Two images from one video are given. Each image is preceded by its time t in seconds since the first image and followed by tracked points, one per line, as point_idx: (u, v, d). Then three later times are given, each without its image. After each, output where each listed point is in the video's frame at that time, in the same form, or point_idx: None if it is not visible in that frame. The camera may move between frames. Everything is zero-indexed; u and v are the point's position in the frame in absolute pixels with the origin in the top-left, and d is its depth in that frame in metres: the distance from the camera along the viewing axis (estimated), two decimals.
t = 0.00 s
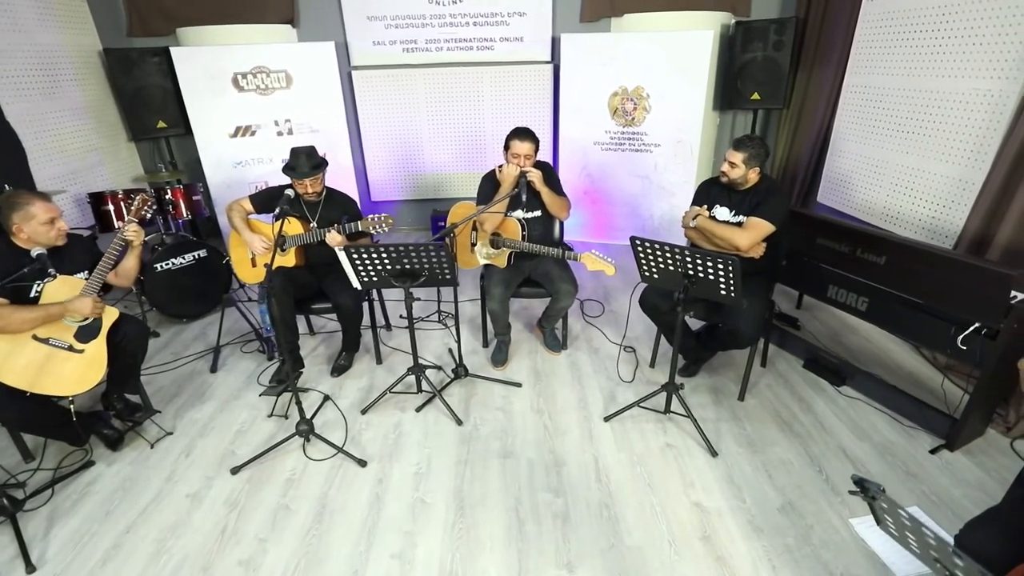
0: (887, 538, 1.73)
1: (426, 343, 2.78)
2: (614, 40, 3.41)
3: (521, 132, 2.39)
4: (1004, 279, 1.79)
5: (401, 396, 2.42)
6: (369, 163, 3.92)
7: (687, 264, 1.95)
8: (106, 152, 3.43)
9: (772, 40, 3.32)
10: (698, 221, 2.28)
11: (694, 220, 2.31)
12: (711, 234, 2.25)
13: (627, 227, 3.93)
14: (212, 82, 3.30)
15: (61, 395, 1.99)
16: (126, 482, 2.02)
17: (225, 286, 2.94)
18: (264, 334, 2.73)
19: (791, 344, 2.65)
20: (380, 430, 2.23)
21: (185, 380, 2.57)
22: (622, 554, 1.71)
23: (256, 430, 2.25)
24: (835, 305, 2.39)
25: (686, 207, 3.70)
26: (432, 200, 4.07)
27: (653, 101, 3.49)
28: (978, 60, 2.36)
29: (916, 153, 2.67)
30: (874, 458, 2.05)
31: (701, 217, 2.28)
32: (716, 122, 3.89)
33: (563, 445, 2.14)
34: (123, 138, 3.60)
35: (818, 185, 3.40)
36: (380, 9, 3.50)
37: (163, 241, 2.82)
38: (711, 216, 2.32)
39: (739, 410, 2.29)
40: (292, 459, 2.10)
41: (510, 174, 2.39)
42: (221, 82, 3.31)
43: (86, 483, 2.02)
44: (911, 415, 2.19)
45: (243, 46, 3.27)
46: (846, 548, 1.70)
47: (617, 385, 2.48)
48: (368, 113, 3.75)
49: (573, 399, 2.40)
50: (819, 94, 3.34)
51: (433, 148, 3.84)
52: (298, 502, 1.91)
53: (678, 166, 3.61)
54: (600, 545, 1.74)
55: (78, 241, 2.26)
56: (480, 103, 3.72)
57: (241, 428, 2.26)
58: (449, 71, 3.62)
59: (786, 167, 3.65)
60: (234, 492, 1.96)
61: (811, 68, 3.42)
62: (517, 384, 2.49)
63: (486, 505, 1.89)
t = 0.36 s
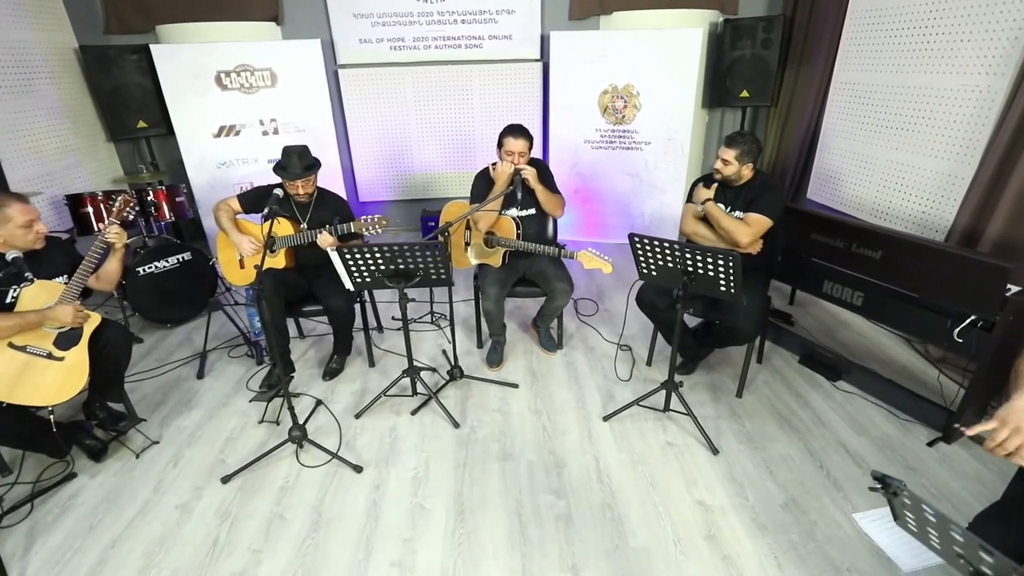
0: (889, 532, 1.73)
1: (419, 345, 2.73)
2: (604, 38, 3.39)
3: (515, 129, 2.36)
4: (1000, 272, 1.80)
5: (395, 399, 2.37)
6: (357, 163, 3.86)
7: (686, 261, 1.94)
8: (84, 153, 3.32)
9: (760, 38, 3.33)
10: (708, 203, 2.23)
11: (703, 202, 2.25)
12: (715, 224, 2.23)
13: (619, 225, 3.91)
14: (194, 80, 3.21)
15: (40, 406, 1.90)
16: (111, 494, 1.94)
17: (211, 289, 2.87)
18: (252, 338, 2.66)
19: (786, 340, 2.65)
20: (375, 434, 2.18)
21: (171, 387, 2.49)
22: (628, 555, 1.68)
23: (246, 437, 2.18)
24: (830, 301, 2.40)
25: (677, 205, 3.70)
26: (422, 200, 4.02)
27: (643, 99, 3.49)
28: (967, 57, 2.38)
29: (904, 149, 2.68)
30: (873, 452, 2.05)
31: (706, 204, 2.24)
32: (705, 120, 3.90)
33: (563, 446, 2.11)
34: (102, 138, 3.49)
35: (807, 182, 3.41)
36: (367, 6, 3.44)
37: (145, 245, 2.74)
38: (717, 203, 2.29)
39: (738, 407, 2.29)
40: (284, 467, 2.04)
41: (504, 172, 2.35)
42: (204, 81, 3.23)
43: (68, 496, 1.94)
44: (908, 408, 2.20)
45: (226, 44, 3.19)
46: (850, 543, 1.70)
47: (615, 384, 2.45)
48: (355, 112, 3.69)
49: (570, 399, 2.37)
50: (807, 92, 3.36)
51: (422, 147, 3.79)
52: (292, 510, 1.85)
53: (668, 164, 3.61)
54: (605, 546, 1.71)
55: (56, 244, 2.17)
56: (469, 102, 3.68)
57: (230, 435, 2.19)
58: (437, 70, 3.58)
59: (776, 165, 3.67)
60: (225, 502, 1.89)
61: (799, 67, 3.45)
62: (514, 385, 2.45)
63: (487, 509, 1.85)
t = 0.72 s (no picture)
0: (891, 525, 1.74)
1: (412, 347, 2.68)
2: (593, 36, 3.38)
3: (508, 126, 2.32)
4: (994, 264, 1.82)
5: (390, 402, 2.32)
6: (344, 163, 3.79)
7: (685, 257, 1.92)
8: (59, 154, 3.21)
9: (747, 36, 3.34)
10: (717, 187, 2.19)
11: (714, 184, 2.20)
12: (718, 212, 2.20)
13: (609, 224, 3.90)
14: (174, 78, 3.12)
15: (17, 416, 1.81)
16: (94, 507, 1.86)
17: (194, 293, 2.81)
18: (240, 342, 2.58)
19: (781, 336, 2.65)
20: (370, 438, 2.12)
21: (155, 394, 2.40)
22: (634, 556, 1.66)
23: (236, 444, 2.11)
24: (825, 295, 2.41)
25: (668, 202, 3.71)
26: (410, 200, 3.97)
27: (633, 96, 3.48)
28: (954, 53, 2.40)
29: (893, 145, 2.70)
30: (872, 445, 2.05)
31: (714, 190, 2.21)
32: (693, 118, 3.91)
33: (563, 447, 2.08)
34: (78, 139, 3.38)
35: (795, 178, 3.43)
36: (352, 3, 3.37)
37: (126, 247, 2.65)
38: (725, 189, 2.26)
39: (736, 403, 2.28)
40: (277, 474, 1.97)
41: (497, 169, 2.32)
42: (185, 79, 3.14)
43: (48, 510, 1.86)
44: (903, 401, 2.21)
45: (208, 42, 3.10)
46: (854, 537, 1.70)
47: (612, 383, 2.43)
48: (342, 111, 3.62)
49: (568, 399, 2.34)
50: (795, 89, 3.39)
51: (410, 147, 3.74)
52: (287, 519, 1.79)
53: (658, 162, 3.62)
54: (610, 548, 1.68)
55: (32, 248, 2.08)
56: (457, 101, 3.63)
57: (219, 443, 2.12)
58: (425, 68, 3.53)
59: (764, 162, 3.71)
60: (216, 512, 1.83)
61: (786, 65, 3.48)
62: (510, 385, 2.42)
63: (488, 513, 1.81)
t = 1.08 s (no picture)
0: (890, 515, 1.75)
1: (404, 349, 2.63)
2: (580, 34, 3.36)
3: (500, 123, 2.28)
4: (985, 255, 1.84)
5: (383, 405, 2.27)
6: (329, 163, 3.71)
7: (682, 252, 1.91)
8: (32, 156, 3.09)
9: (733, 34, 3.36)
10: (710, 183, 2.20)
11: (706, 179, 2.20)
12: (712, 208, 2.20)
13: (598, 222, 3.89)
14: (152, 77, 3.03)
15: None
16: (75, 522, 1.78)
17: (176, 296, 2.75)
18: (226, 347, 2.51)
19: (773, 331, 2.66)
20: (364, 443, 2.07)
21: (138, 403, 2.32)
22: (639, 555, 1.63)
23: (225, 452, 2.04)
24: (818, 290, 2.43)
25: (656, 200, 3.72)
26: (397, 200, 3.91)
27: (620, 94, 3.48)
28: (937, 49, 2.43)
29: (879, 140, 2.72)
30: (868, 438, 2.06)
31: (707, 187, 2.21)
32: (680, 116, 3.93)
33: (561, 447, 2.05)
34: (51, 140, 3.26)
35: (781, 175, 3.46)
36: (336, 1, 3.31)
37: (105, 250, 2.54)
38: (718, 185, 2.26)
39: (732, 399, 2.28)
40: (269, 482, 1.91)
41: (489, 167, 2.28)
42: (163, 78, 3.05)
43: (26, 527, 1.77)
44: (896, 393, 2.23)
45: (187, 39, 3.01)
46: (856, 530, 1.70)
47: (608, 381, 2.41)
48: (326, 111, 3.55)
49: (565, 398, 2.31)
50: (780, 87, 3.42)
51: (397, 147, 3.68)
52: (281, 528, 1.73)
53: (647, 160, 3.62)
54: (613, 548, 1.66)
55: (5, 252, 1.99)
56: (444, 100, 3.59)
57: (207, 451, 2.05)
58: (411, 67, 3.48)
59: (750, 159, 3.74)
60: (206, 524, 1.76)
61: (771, 62, 3.52)
62: (505, 385, 2.38)
63: (489, 516, 1.77)
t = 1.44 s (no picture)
0: (889, 506, 1.76)
1: (395, 351, 2.59)
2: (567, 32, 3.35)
3: (491, 120, 2.25)
4: (975, 247, 1.86)
5: (377, 409, 2.22)
6: (313, 163, 3.63)
7: (679, 248, 1.91)
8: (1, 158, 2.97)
9: (718, 32, 3.38)
10: (702, 180, 2.19)
11: (698, 176, 2.20)
12: (706, 206, 2.20)
13: (587, 221, 3.89)
14: (128, 76, 2.93)
15: None
16: (55, 538, 1.70)
17: (157, 302, 2.67)
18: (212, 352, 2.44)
19: (765, 326, 2.67)
20: (358, 447, 2.02)
21: (120, 412, 2.24)
22: (643, 554, 1.62)
23: (213, 460, 1.98)
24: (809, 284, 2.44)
25: (644, 198, 3.72)
26: (383, 201, 3.85)
27: (607, 92, 3.48)
28: (920, 45, 2.46)
29: (864, 135, 2.75)
30: (863, 429, 2.08)
31: (701, 183, 2.20)
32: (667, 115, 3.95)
33: (559, 446, 2.03)
34: (22, 142, 3.14)
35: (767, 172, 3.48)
36: None
37: (82, 255, 2.45)
38: (710, 181, 2.26)
39: (728, 394, 2.28)
40: (260, 490, 1.86)
41: (481, 165, 2.25)
42: (140, 77, 2.95)
43: (3, 545, 1.69)
44: (888, 385, 2.25)
45: (165, 37, 2.93)
46: (857, 521, 1.71)
47: (604, 379, 2.39)
48: (310, 110, 3.48)
49: (560, 397, 2.29)
50: (765, 84, 3.46)
51: (383, 147, 3.63)
52: (274, 537, 1.68)
53: (635, 158, 3.62)
54: (617, 547, 1.64)
55: None
56: (430, 98, 3.55)
57: (194, 460, 1.99)
58: (396, 65, 3.43)
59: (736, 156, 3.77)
60: (196, 535, 1.70)
61: (755, 60, 3.56)
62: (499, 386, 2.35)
63: (489, 518, 1.74)
